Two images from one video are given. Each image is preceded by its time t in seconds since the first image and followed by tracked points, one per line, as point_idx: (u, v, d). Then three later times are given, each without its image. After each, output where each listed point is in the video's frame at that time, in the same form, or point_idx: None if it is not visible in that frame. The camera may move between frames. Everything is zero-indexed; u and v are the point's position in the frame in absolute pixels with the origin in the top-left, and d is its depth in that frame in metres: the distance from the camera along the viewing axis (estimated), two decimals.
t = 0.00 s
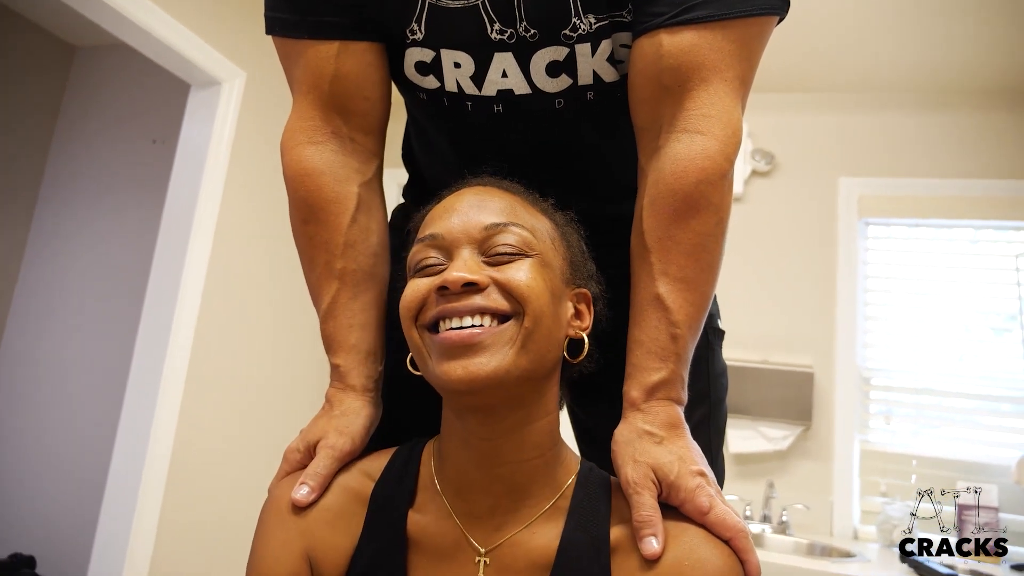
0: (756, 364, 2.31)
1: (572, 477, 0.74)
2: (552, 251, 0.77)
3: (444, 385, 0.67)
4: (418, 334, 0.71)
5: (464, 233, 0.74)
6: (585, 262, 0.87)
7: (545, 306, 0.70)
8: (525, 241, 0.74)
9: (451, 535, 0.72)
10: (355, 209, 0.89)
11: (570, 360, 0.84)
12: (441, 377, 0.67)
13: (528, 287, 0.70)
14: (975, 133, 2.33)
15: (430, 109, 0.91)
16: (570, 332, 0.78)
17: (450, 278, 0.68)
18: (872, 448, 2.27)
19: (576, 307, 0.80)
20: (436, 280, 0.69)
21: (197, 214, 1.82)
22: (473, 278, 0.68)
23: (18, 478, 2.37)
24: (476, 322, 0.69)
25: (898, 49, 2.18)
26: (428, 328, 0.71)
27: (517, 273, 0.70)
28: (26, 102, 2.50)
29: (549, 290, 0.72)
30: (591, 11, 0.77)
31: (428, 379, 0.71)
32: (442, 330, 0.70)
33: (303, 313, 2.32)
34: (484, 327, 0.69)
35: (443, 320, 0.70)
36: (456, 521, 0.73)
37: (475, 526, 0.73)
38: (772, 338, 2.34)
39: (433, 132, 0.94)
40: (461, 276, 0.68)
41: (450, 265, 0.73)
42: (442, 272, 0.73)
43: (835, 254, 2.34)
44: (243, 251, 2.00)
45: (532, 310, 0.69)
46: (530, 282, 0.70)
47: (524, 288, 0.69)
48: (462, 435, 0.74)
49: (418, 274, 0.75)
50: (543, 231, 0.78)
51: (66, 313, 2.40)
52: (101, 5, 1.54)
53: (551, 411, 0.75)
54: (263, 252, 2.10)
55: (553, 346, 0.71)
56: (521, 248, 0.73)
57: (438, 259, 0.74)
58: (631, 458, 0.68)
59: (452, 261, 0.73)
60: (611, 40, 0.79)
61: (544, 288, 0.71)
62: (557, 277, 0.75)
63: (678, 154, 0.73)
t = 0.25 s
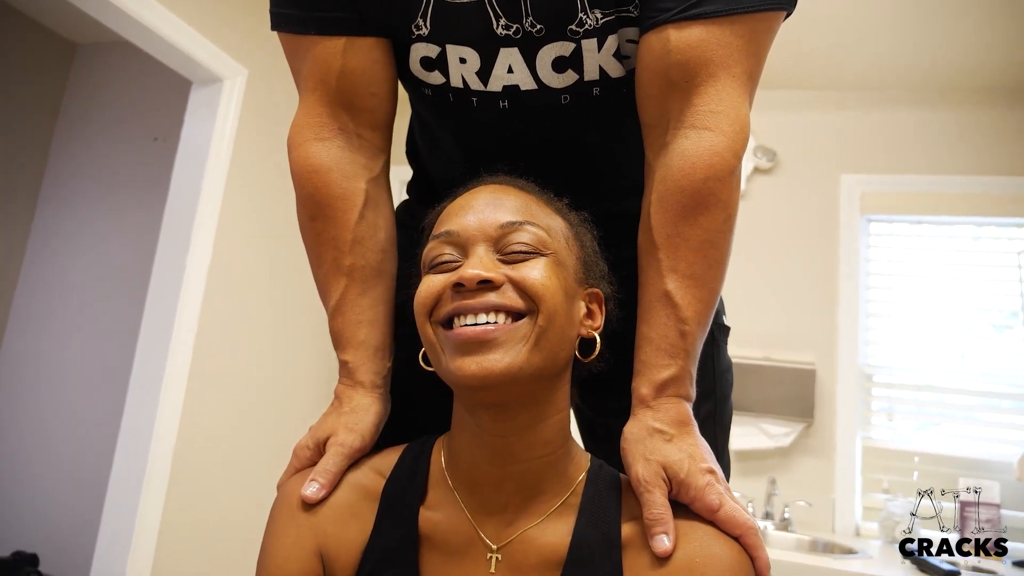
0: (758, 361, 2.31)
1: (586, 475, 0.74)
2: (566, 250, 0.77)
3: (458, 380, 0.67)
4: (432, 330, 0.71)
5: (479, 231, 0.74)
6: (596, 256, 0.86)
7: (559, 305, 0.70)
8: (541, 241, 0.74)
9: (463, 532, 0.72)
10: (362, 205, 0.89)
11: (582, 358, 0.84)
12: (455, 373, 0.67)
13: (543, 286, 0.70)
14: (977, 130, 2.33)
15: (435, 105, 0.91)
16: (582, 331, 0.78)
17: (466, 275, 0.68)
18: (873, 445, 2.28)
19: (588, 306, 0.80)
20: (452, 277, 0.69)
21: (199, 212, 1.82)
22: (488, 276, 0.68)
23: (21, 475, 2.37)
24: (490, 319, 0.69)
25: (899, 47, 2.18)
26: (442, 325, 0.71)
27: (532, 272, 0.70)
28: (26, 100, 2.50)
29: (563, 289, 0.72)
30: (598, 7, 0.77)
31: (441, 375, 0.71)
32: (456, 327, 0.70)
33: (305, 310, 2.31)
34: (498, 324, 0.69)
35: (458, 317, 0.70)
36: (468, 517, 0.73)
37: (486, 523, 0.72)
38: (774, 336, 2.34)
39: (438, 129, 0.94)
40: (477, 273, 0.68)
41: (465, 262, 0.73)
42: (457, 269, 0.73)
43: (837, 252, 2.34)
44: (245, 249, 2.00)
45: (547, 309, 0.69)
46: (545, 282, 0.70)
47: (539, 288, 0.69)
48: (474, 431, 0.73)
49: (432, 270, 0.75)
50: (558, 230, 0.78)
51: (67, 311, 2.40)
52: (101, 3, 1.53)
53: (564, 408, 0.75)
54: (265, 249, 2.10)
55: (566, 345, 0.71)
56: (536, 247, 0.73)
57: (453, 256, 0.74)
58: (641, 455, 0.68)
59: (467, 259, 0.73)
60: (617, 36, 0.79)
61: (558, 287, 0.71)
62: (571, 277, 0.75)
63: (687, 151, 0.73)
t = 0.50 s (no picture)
0: (758, 356, 2.32)
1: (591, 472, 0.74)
2: (575, 246, 0.77)
3: (465, 375, 0.67)
4: (439, 323, 0.71)
5: (488, 225, 0.74)
6: (604, 250, 0.86)
7: (566, 301, 0.70)
8: (550, 236, 0.74)
9: (468, 527, 0.72)
10: (367, 200, 0.89)
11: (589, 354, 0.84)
12: (462, 367, 0.67)
13: (551, 282, 0.70)
14: (978, 125, 2.33)
15: (438, 101, 0.91)
16: (589, 328, 0.78)
17: (475, 270, 0.68)
18: (873, 439, 2.28)
19: (596, 303, 0.80)
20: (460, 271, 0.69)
21: (200, 207, 1.82)
22: (497, 271, 0.68)
23: (24, 470, 2.38)
24: (498, 314, 0.69)
25: (900, 42, 2.17)
26: (449, 318, 0.71)
27: (541, 268, 0.70)
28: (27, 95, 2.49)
29: (571, 286, 0.72)
30: (600, 3, 0.78)
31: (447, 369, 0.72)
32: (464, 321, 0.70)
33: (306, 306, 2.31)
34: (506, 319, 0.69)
35: (465, 311, 0.70)
36: (472, 512, 0.73)
37: (491, 517, 0.73)
38: (774, 331, 2.35)
39: (441, 125, 0.94)
40: (486, 268, 0.68)
41: (473, 256, 0.73)
42: (465, 263, 0.73)
43: (837, 247, 2.35)
44: (246, 244, 2.00)
45: (554, 306, 0.69)
46: (553, 278, 0.70)
47: (547, 284, 0.69)
48: (479, 427, 0.74)
49: (440, 263, 0.75)
50: (566, 225, 0.78)
51: (68, 306, 2.40)
52: None
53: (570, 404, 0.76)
54: (266, 245, 2.10)
55: (573, 341, 0.72)
56: (545, 242, 0.73)
57: (461, 250, 0.74)
58: (645, 452, 0.69)
59: (475, 253, 0.73)
60: (619, 33, 0.79)
61: (566, 283, 0.71)
62: (579, 273, 0.75)
63: (690, 147, 0.73)
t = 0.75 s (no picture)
0: (757, 355, 2.32)
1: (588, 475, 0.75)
2: (574, 248, 0.77)
3: (460, 381, 0.67)
4: (435, 327, 0.72)
5: (485, 228, 0.74)
6: (604, 249, 0.86)
7: (563, 306, 0.70)
8: (548, 238, 0.74)
9: (465, 530, 0.73)
10: (364, 202, 0.89)
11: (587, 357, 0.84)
12: (457, 374, 0.67)
13: (549, 287, 0.70)
14: (976, 124, 2.33)
15: (434, 102, 0.91)
16: (587, 331, 0.78)
17: (470, 276, 0.68)
18: (871, 438, 2.28)
19: (595, 304, 0.80)
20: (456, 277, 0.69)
21: (199, 207, 1.82)
22: (493, 276, 0.68)
23: (23, 469, 2.38)
24: (494, 320, 0.69)
25: (899, 41, 2.17)
26: (445, 322, 0.71)
27: (538, 272, 0.70)
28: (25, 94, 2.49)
29: (568, 290, 0.72)
30: (594, 5, 0.78)
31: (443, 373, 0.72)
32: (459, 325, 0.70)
33: (305, 305, 2.32)
34: (502, 325, 0.69)
35: (461, 316, 0.70)
36: (470, 515, 0.74)
37: (488, 520, 0.73)
38: (772, 330, 2.35)
39: (437, 126, 0.94)
40: (481, 274, 0.68)
41: (470, 259, 0.73)
42: (461, 267, 0.73)
43: (836, 246, 2.35)
44: (245, 244, 2.00)
45: (551, 311, 0.69)
46: (551, 283, 0.70)
47: (544, 289, 0.69)
48: (476, 429, 0.74)
49: (436, 266, 0.75)
50: (564, 225, 0.78)
51: (67, 306, 2.40)
52: None
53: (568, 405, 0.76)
54: (265, 245, 2.10)
55: (570, 345, 0.72)
56: (542, 245, 0.73)
57: (457, 252, 0.74)
58: (642, 454, 0.69)
59: (472, 256, 0.73)
60: (613, 34, 0.79)
61: (564, 287, 0.71)
62: (578, 275, 0.75)
63: (684, 147, 0.73)
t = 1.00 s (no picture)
0: (755, 356, 2.32)
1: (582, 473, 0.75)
2: (570, 248, 0.77)
3: (455, 383, 0.67)
4: (430, 328, 0.72)
5: (481, 228, 0.74)
6: (600, 248, 0.86)
7: (559, 308, 0.71)
8: (544, 240, 0.74)
9: (457, 529, 0.73)
10: (357, 201, 0.89)
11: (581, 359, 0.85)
12: (452, 376, 0.67)
13: (544, 289, 0.70)
14: (976, 125, 2.33)
15: (430, 102, 0.92)
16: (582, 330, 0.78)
17: (466, 278, 0.68)
18: (870, 438, 2.29)
19: (590, 304, 0.80)
20: (451, 278, 0.69)
21: (198, 206, 1.82)
22: (489, 279, 0.68)
23: (22, 468, 2.38)
24: (489, 323, 0.69)
25: (898, 41, 2.17)
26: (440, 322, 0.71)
27: (535, 274, 0.70)
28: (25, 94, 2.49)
29: (564, 290, 0.72)
30: (587, 6, 0.78)
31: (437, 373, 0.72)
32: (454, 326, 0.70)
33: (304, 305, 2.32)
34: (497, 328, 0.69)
35: (455, 319, 0.70)
36: (463, 515, 0.74)
37: (481, 520, 0.73)
38: (770, 331, 2.35)
39: (433, 126, 0.94)
40: (477, 276, 0.67)
41: (466, 260, 0.73)
42: (456, 267, 0.73)
43: (834, 247, 2.35)
44: (244, 243, 2.01)
45: (547, 314, 0.69)
46: (547, 284, 0.70)
47: (540, 292, 0.69)
48: (469, 428, 0.74)
49: (431, 265, 0.75)
50: (559, 224, 0.78)
51: (67, 305, 2.40)
52: None
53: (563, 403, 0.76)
54: (263, 245, 2.10)
55: (565, 347, 0.72)
56: (538, 247, 0.73)
57: (452, 251, 0.74)
58: (635, 452, 0.69)
59: (468, 256, 0.73)
60: (607, 35, 0.79)
61: (560, 289, 0.72)
62: (574, 276, 0.76)
63: (678, 147, 0.73)
